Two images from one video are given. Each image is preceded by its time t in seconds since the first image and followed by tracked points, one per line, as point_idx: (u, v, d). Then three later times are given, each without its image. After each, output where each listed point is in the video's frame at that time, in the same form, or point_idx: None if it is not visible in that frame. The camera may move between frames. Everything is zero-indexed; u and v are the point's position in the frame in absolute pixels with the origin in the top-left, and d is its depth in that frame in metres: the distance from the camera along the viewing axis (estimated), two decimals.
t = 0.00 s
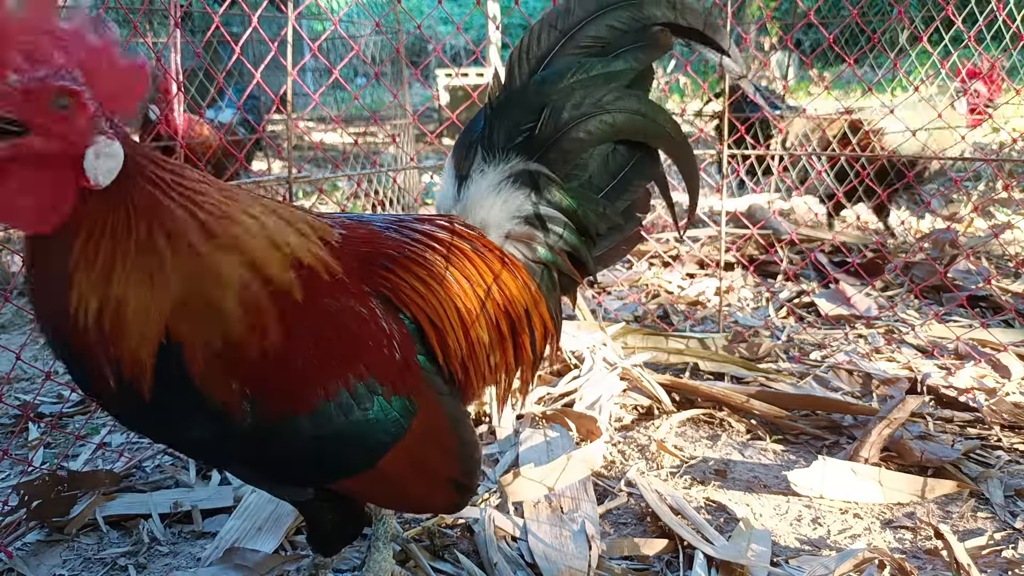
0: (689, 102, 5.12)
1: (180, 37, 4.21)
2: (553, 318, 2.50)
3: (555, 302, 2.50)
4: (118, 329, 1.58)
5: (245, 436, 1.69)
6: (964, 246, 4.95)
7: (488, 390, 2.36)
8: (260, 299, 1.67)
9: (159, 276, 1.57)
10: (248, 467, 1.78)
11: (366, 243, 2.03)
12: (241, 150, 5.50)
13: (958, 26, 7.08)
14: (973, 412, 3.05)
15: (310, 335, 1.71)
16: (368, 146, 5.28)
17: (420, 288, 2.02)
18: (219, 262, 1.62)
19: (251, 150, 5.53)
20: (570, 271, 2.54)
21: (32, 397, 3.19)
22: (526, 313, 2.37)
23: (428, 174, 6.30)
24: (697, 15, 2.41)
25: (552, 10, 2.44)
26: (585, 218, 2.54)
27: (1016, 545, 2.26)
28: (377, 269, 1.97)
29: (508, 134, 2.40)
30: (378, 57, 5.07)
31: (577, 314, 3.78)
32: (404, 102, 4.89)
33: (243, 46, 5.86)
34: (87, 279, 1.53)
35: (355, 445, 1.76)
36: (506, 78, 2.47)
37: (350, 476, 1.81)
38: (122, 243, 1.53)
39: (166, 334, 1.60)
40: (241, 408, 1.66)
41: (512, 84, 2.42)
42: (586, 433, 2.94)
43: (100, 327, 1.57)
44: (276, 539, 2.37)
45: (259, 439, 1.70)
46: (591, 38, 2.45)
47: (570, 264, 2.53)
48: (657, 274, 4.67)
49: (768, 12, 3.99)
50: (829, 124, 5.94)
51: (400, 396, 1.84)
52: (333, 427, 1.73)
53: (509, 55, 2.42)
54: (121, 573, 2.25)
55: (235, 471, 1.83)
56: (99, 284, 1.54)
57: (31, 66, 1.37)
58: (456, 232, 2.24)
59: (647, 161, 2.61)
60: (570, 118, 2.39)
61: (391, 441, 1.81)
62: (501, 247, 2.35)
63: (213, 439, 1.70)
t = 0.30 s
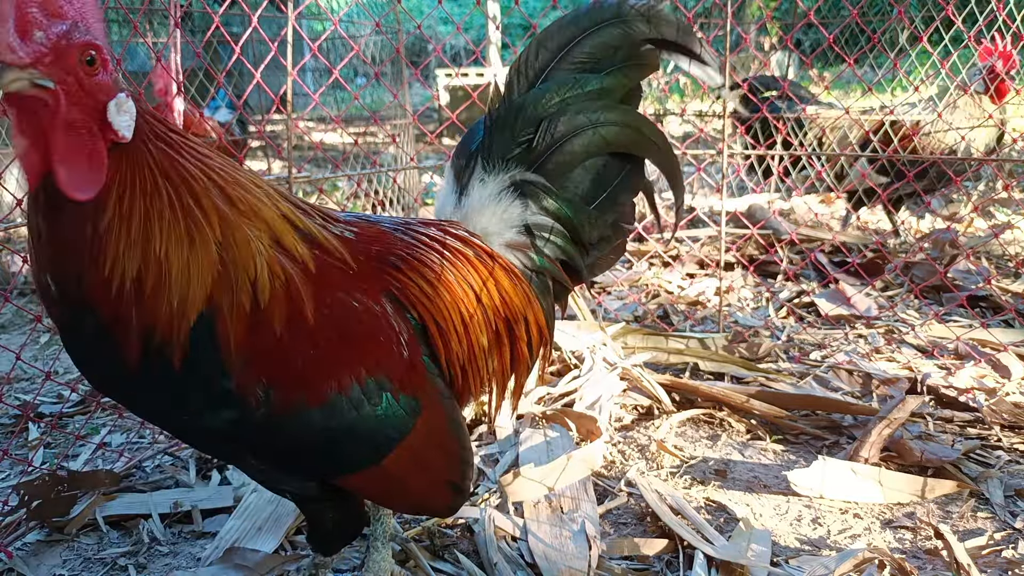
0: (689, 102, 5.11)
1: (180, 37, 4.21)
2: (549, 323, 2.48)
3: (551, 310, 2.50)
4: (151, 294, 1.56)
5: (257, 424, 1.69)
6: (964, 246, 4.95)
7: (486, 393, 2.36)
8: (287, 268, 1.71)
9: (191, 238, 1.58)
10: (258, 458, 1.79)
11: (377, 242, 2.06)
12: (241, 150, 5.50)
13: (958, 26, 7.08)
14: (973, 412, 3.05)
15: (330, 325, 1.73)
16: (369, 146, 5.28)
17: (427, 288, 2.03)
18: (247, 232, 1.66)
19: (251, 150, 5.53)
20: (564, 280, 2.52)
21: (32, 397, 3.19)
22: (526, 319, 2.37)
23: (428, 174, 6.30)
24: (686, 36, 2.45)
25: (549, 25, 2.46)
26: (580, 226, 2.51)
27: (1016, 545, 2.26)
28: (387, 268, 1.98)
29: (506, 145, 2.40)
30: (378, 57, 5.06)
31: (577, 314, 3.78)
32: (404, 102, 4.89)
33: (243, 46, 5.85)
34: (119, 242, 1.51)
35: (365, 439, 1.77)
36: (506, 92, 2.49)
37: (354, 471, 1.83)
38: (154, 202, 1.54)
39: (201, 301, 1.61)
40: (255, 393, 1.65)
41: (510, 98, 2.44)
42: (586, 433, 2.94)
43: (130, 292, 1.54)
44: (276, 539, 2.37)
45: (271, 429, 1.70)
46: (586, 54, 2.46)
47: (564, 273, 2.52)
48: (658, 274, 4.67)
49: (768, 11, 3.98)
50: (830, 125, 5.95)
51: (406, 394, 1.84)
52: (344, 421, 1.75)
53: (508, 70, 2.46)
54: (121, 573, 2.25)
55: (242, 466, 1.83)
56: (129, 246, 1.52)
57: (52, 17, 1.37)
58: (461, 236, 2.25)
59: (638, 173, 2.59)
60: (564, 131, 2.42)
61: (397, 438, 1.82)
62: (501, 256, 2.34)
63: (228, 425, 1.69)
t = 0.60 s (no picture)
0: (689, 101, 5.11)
1: (180, 37, 4.21)
2: (547, 325, 2.49)
3: (548, 314, 2.51)
4: (177, 316, 1.56)
5: (284, 416, 1.69)
6: (964, 245, 4.95)
7: (485, 391, 2.36)
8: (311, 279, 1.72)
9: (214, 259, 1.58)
10: (281, 453, 1.78)
11: (388, 241, 2.06)
12: (241, 151, 5.50)
13: (958, 26, 7.08)
14: (973, 412, 3.05)
15: (351, 319, 1.76)
16: (369, 146, 5.28)
17: (436, 286, 2.05)
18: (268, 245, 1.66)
19: (251, 150, 5.53)
20: (560, 283, 2.52)
21: (32, 397, 3.19)
22: (526, 319, 2.39)
23: (428, 174, 6.30)
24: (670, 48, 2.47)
25: (549, 35, 2.48)
26: (576, 230, 2.49)
27: (1016, 545, 2.26)
28: (397, 266, 1.99)
29: (505, 150, 2.40)
30: (378, 57, 5.06)
31: (577, 313, 3.78)
32: (404, 102, 4.89)
33: (243, 46, 5.85)
34: (142, 268, 1.51)
35: (386, 432, 1.79)
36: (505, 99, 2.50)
37: (372, 465, 1.83)
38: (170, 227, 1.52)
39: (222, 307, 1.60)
40: (283, 384, 1.67)
41: (509, 104, 2.45)
42: (586, 433, 2.94)
43: (154, 318, 1.54)
44: (276, 539, 2.37)
45: (296, 421, 1.71)
46: (583, 63, 2.47)
47: (560, 277, 2.52)
48: (657, 274, 4.67)
49: (768, 11, 3.98)
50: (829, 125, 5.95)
51: (420, 388, 1.88)
52: (364, 414, 1.76)
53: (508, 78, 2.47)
54: (121, 573, 2.25)
55: (260, 465, 1.80)
56: (151, 270, 1.51)
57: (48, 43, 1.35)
58: (466, 238, 2.26)
59: (631, 181, 2.60)
60: (562, 138, 2.42)
61: (413, 431, 1.84)
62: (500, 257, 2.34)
63: (255, 421, 1.69)
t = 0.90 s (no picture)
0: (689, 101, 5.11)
1: (180, 37, 4.22)
2: (546, 325, 2.49)
3: (548, 314, 2.51)
4: (148, 317, 1.58)
5: (288, 412, 1.71)
6: (964, 246, 4.95)
7: (487, 390, 2.36)
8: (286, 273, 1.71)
9: (179, 257, 1.58)
10: (286, 450, 1.78)
11: (389, 238, 2.06)
12: (241, 151, 5.50)
13: (958, 26, 7.09)
14: (973, 412, 3.05)
15: (351, 315, 1.76)
16: (369, 146, 5.28)
17: (439, 285, 2.05)
18: (236, 240, 1.65)
19: (251, 150, 5.54)
20: (560, 284, 2.52)
21: (32, 397, 3.19)
22: (526, 318, 2.39)
23: (428, 174, 6.30)
24: (666, 51, 2.46)
25: (554, 39, 2.48)
26: (576, 233, 2.49)
27: (1016, 545, 2.26)
28: (399, 264, 1.99)
29: (507, 152, 2.41)
30: (378, 57, 5.06)
31: (577, 313, 3.78)
32: (404, 102, 4.89)
33: (243, 46, 5.85)
34: (107, 272, 1.52)
35: (391, 428, 1.79)
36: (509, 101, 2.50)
37: (378, 461, 1.83)
38: (130, 229, 1.52)
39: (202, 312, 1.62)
40: (288, 381, 1.68)
41: (512, 107, 2.45)
42: (586, 433, 2.94)
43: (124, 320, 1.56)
44: (276, 539, 2.37)
45: (302, 419, 1.72)
46: (585, 69, 2.47)
47: (560, 277, 2.52)
48: (658, 274, 4.67)
49: (768, 11, 3.98)
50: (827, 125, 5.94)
51: (424, 383, 1.87)
52: (369, 412, 1.76)
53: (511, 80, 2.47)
54: (121, 573, 2.25)
55: (265, 462, 1.80)
56: (116, 272, 1.53)
57: None
58: (467, 238, 2.26)
59: (632, 185, 2.58)
60: (563, 142, 2.42)
61: (418, 427, 1.84)
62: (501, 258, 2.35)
63: (261, 418, 1.70)
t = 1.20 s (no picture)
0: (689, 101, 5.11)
1: (180, 37, 4.21)
2: (548, 325, 2.49)
3: (550, 314, 2.51)
4: (130, 350, 1.59)
5: (282, 411, 1.71)
6: (964, 246, 4.95)
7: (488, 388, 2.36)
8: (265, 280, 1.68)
9: (157, 287, 1.58)
10: (282, 448, 1.78)
11: (387, 236, 2.06)
12: (241, 151, 5.50)
13: (958, 26, 7.09)
14: (973, 412, 3.05)
15: (345, 314, 1.76)
16: (369, 146, 5.28)
17: (436, 283, 2.05)
18: (211, 257, 1.63)
19: (251, 150, 5.54)
20: (561, 285, 2.51)
21: (32, 397, 3.19)
22: (526, 316, 2.38)
23: (428, 174, 6.30)
24: (666, 50, 2.44)
25: (562, 42, 2.49)
26: (579, 235, 2.49)
27: (1016, 545, 2.26)
28: (397, 262, 1.99)
29: (512, 152, 2.42)
30: (378, 57, 5.06)
31: (577, 313, 3.78)
32: (404, 101, 4.88)
33: (243, 46, 5.86)
34: (90, 313, 1.54)
35: (386, 425, 1.79)
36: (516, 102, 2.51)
37: (374, 458, 1.83)
38: (107, 270, 1.54)
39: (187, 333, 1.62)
40: (281, 380, 1.69)
41: (518, 108, 2.45)
42: (586, 433, 2.94)
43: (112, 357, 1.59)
44: (276, 539, 2.37)
45: (298, 416, 1.72)
46: (592, 73, 2.48)
47: (562, 278, 2.52)
48: (658, 274, 4.66)
49: (768, 11, 3.97)
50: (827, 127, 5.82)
51: (421, 380, 1.87)
52: (365, 409, 1.77)
53: (518, 82, 2.48)
54: (121, 573, 2.25)
55: (262, 460, 1.81)
56: (95, 313, 1.54)
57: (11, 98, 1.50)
58: (467, 236, 2.26)
59: (635, 188, 2.57)
60: (567, 144, 2.43)
61: (413, 424, 1.84)
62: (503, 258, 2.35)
63: (256, 417, 1.71)
